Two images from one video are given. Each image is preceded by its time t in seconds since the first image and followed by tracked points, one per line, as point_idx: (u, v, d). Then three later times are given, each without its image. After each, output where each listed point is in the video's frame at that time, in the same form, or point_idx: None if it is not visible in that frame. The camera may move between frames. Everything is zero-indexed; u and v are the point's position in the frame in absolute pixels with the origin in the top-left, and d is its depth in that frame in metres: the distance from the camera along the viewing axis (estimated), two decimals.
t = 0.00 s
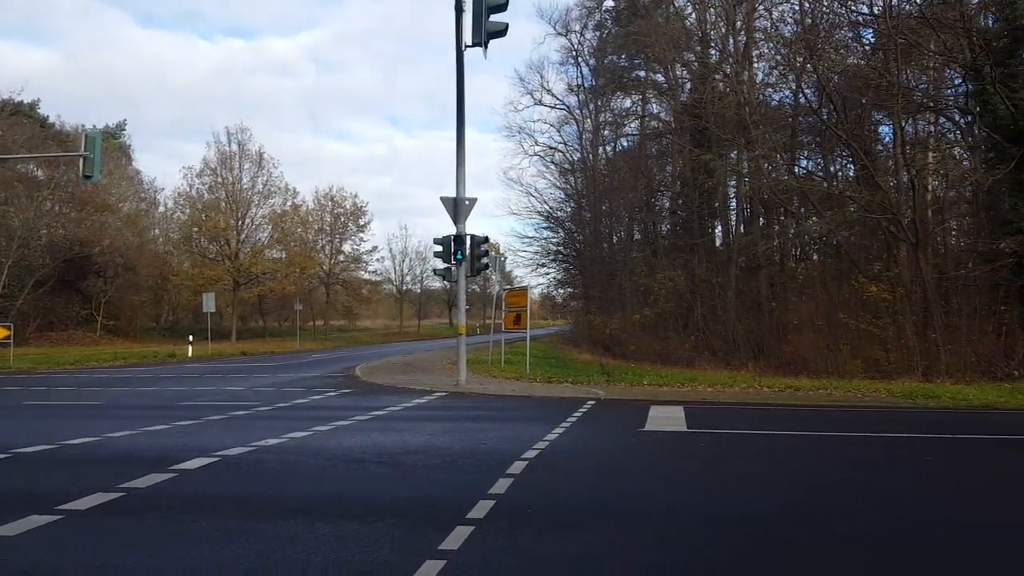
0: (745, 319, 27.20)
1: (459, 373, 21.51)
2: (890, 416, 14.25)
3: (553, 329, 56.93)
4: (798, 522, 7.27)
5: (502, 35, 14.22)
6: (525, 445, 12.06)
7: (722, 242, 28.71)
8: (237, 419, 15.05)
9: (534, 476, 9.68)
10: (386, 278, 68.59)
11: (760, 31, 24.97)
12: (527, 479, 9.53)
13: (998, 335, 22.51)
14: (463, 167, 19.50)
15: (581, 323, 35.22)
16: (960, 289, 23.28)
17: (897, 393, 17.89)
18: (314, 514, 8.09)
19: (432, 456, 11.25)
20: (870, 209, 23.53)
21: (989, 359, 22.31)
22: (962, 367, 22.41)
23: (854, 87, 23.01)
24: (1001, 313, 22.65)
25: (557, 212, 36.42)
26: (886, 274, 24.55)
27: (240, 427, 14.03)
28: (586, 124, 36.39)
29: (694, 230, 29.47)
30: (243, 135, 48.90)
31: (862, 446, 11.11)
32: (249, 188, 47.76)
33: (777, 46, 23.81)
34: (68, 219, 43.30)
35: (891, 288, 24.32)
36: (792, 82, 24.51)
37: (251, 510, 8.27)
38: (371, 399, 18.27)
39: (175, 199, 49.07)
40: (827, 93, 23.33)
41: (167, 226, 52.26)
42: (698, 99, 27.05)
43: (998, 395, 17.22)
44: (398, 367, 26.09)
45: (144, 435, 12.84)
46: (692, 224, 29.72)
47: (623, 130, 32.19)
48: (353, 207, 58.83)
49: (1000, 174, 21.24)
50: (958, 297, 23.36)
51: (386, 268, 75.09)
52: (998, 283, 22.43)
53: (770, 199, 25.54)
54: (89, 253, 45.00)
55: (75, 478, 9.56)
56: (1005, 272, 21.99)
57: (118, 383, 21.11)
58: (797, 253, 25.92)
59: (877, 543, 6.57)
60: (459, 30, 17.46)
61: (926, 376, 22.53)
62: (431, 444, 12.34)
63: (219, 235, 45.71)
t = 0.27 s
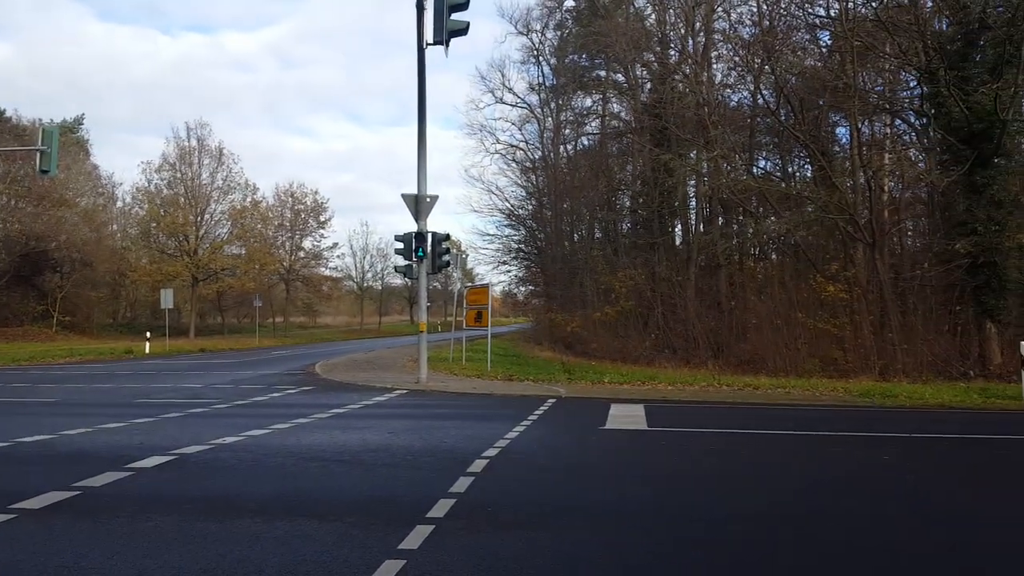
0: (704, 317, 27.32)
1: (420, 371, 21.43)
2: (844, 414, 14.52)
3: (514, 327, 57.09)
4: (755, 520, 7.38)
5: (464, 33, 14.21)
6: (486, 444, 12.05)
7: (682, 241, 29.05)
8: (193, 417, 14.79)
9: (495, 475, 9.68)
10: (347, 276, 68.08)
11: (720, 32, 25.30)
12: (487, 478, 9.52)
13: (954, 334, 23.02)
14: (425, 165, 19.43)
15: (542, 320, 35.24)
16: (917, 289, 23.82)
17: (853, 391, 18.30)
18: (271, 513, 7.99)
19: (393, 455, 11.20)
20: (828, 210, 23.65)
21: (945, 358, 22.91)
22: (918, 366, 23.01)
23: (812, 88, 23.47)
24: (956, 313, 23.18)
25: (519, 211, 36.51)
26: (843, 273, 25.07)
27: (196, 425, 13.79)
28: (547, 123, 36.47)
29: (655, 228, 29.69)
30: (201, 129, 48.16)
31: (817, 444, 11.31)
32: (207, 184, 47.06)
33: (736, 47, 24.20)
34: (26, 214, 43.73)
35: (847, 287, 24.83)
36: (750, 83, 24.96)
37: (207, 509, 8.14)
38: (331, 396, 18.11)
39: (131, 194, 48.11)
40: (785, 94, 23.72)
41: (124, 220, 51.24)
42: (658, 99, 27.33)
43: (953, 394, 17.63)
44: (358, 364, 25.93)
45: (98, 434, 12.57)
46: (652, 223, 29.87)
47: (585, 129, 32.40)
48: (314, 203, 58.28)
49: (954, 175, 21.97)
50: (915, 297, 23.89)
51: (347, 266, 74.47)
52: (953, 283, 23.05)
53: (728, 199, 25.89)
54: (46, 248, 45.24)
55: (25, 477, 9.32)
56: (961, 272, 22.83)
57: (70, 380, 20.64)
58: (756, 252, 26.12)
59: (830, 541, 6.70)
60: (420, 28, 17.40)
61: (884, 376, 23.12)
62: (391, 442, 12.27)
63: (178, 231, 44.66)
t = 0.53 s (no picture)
0: (679, 319, 27.46)
1: (395, 373, 21.32)
2: (816, 415, 14.68)
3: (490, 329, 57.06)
4: (728, 520, 7.46)
5: (439, 35, 14.17)
6: (462, 446, 12.02)
7: (658, 243, 29.23)
8: (166, 419, 14.59)
9: (471, 477, 9.66)
10: (322, 277, 67.63)
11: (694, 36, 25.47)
12: (464, 480, 9.51)
13: (926, 336, 23.31)
14: (400, 166, 19.36)
15: (519, 322, 35.19)
16: (889, 292, 24.07)
17: (827, 392, 18.49)
18: (246, 517, 7.91)
19: (368, 457, 11.13)
20: (801, 213, 24.06)
21: (917, 359, 23.22)
22: (891, 368, 23.31)
23: (785, 92, 23.71)
24: (928, 315, 23.45)
25: (495, 212, 36.52)
26: (816, 275, 25.30)
27: (169, 428, 13.61)
28: (523, 125, 36.48)
29: (630, 230, 29.89)
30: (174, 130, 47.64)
31: (790, 446, 11.42)
32: (181, 184, 46.55)
33: (710, 51, 24.47)
34: None
35: (820, 289, 25.08)
36: (724, 87, 25.23)
37: (180, 512, 8.04)
38: (306, 398, 17.95)
39: (103, 194, 47.45)
40: (759, 98, 24.01)
41: (95, 220, 50.47)
42: (632, 102, 27.46)
43: (926, 396, 17.85)
44: (333, 366, 25.75)
45: (67, 437, 12.36)
46: (627, 225, 30.11)
47: (561, 131, 32.49)
48: (289, 204, 57.85)
49: (926, 179, 22.21)
50: (887, 299, 24.15)
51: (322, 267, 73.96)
52: (925, 285, 23.38)
53: (703, 201, 26.19)
54: (15, 249, 44.39)
55: None
56: (932, 274, 23.16)
57: (39, 382, 20.28)
58: (730, 253, 26.45)
59: (802, 541, 6.78)
60: (396, 29, 17.33)
61: (857, 377, 23.33)
62: (367, 444, 12.19)
63: (151, 232, 44.20)
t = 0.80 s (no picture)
0: (661, 320, 27.62)
1: (378, 376, 21.24)
2: (797, 417, 14.79)
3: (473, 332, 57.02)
4: (711, 522, 7.50)
5: (421, 37, 14.17)
6: (445, 449, 12.01)
7: (639, 245, 29.30)
8: (146, 424, 14.47)
9: (454, 480, 9.66)
10: (304, 280, 67.29)
11: (675, 39, 25.62)
12: (447, 483, 9.50)
13: (906, 337, 23.53)
14: (382, 169, 19.31)
15: (502, 324, 35.19)
16: (869, 293, 24.41)
17: (808, 394, 18.63)
18: (228, 522, 7.86)
19: (351, 461, 11.09)
20: (782, 215, 24.19)
21: (897, 360, 23.39)
22: (871, 369, 23.48)
23: (765, 96, 23.98)
24: (908, 316, 23.69)
25: (478, 214, 36.54)
26: (797, 278, 25.42)
27: (150, 432, 13.49)
28: (505, 128, 36.50)
29: (612, 232, 30.08)
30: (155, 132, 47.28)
31: (772, 447, 11.50)
32: (161, 187, 46.21)
33: (691, 54, 24.62)
34: None
35: (801, 292, 25.21)
36: (705, 90, 25.37)
37: (161, 518, 7.97)
38: (288, 402, 17.84)
39: (82, 197, 46.99)
40: (739, 101, 24.23)
41: (75, 223, 50.01)
42: (615, 105, 27.58)
43: (906, 396, 17.98)
44: (315, 369, 25.62)
45: (46, 442, 12.22)
46: (610, 227, 30.30)
47: (543, 133, 32.57)
48: (270, 206, 57.54)
49: (905, 181, 22.42)
50: (867, 300, 24.48)
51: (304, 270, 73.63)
52: (905, 287, 23.64)
53: (685, 204, 26.34)
54: None
55: None
56: (912, 276, 23.44)
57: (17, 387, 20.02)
58: (711, 256, 26.55)
59: (784, 541, 6.83)
60: (378, 31, 17.30)
61: (838, 377, 23.48)
62: (350, 448, 12.14)
63: (131, 235, 43.82)
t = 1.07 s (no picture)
0: (648, 323, 27.73)
1: (364, 380, 21.15)
2: (781, 419, 14.87)
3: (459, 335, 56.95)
4: (696, 524, 7.53)
5: (407, 41, 14.16)
6: (431, 452, 11.99)
7: (626, 249, 29.46)
8: (130, 428, 14.35)
9: (440, 483, 9.65)
10: (290, 283, 67.01)
11: (660, 43, 25.75)
12: (433, 487, 9.49)
13: (890, 339, 23.78)
14: (368, 172, 19.27)
15: (488, 328, 35.16)
16: (852, 296, 24.55)
17: (793, 396, 18.72)
18: (212, 526, 7.81)
19: (336, 465, 11.04)
20: (766, 219, 24.25)
21: (881, 363, 23.60)
22: (855, 372, 23.65)
23: (749, 100, 24.15)
24: (891, 319, 23.92)
25: (464, 218, 36.54)
26: (781, 281, 25.53)
27: (134, 437, 13.38)
28: (491, 131, 36.53)
29: (599, 236, 30.21)
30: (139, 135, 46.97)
31: (756, 449, 11.55)
32: (145, 190, 45.89)
33: (676, 59, 24.72)
34: None
35: (786, 295, 25.30)
36: (690, 94, 25.47)
37: (143, 523, 7.91)
38: (273, 407, 17.75)
39: (65, 200, 46.61)
40: (724, 105, 24.35)
41: (58, 226, 49.57)
42: (600, 109, 27.68)
43: (890, 399, 18.13)
44: (301, 373, 25.49)
45: (27, 447, 12.09)
46: (596, 231, 30.41)
47: (530, 137, 32.62)
48: (256, 209, 57.27)
49: (888, 185, 22.62)
50: (851, 303, 24.63)
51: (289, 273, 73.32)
52: (888, 290, 23.81)
53: (670, 207, 26.43)
54: None
55: None
56: (895, 279, 23.60)
57: None
58: (698, 259, 26.78)
59: (769, 544, 6.88)
60: (363, 35, 17.27)
61: (822, 380, 23.58)
62: (336, 452, 12.10)
63: (114, 238, 43.46)
